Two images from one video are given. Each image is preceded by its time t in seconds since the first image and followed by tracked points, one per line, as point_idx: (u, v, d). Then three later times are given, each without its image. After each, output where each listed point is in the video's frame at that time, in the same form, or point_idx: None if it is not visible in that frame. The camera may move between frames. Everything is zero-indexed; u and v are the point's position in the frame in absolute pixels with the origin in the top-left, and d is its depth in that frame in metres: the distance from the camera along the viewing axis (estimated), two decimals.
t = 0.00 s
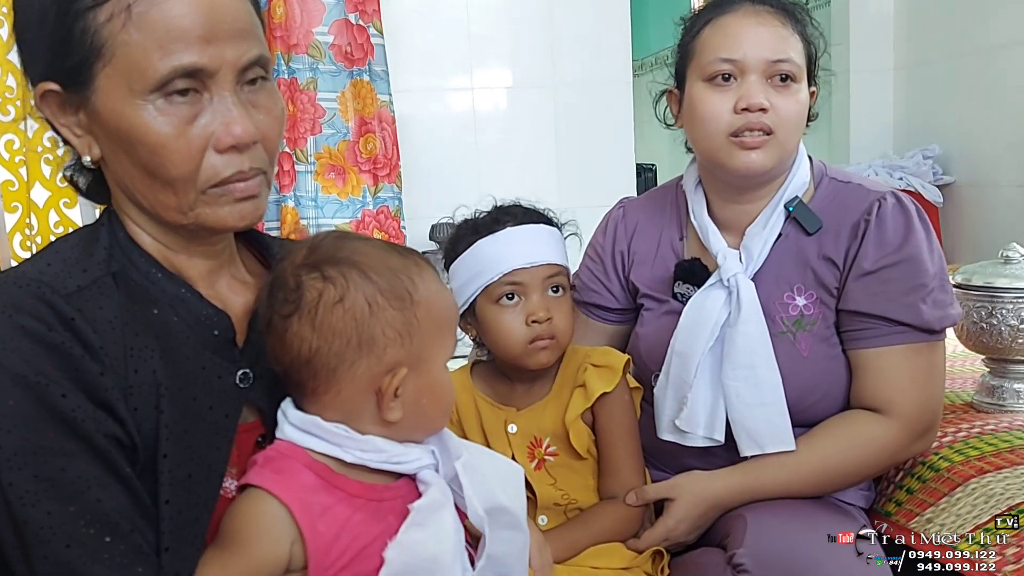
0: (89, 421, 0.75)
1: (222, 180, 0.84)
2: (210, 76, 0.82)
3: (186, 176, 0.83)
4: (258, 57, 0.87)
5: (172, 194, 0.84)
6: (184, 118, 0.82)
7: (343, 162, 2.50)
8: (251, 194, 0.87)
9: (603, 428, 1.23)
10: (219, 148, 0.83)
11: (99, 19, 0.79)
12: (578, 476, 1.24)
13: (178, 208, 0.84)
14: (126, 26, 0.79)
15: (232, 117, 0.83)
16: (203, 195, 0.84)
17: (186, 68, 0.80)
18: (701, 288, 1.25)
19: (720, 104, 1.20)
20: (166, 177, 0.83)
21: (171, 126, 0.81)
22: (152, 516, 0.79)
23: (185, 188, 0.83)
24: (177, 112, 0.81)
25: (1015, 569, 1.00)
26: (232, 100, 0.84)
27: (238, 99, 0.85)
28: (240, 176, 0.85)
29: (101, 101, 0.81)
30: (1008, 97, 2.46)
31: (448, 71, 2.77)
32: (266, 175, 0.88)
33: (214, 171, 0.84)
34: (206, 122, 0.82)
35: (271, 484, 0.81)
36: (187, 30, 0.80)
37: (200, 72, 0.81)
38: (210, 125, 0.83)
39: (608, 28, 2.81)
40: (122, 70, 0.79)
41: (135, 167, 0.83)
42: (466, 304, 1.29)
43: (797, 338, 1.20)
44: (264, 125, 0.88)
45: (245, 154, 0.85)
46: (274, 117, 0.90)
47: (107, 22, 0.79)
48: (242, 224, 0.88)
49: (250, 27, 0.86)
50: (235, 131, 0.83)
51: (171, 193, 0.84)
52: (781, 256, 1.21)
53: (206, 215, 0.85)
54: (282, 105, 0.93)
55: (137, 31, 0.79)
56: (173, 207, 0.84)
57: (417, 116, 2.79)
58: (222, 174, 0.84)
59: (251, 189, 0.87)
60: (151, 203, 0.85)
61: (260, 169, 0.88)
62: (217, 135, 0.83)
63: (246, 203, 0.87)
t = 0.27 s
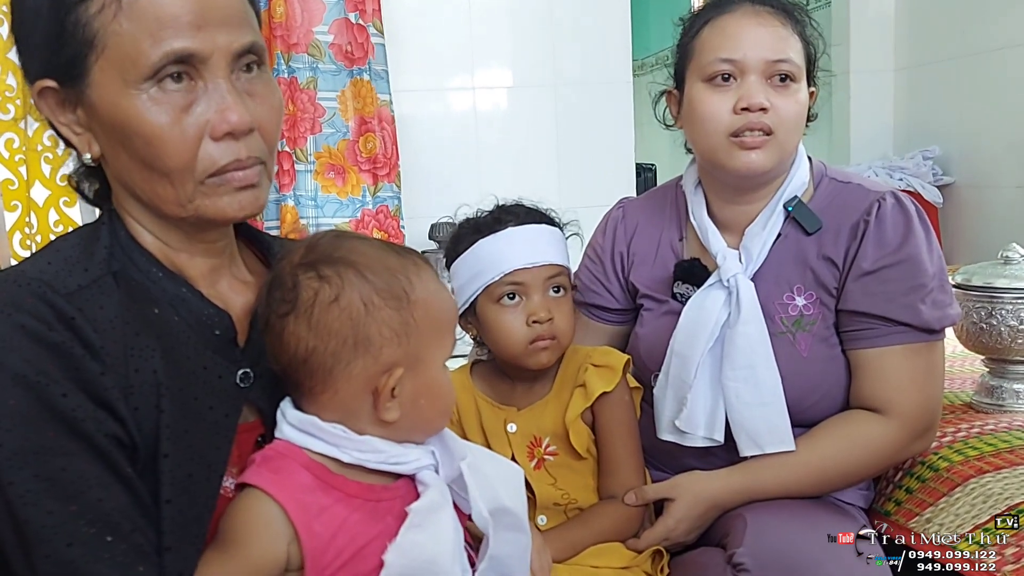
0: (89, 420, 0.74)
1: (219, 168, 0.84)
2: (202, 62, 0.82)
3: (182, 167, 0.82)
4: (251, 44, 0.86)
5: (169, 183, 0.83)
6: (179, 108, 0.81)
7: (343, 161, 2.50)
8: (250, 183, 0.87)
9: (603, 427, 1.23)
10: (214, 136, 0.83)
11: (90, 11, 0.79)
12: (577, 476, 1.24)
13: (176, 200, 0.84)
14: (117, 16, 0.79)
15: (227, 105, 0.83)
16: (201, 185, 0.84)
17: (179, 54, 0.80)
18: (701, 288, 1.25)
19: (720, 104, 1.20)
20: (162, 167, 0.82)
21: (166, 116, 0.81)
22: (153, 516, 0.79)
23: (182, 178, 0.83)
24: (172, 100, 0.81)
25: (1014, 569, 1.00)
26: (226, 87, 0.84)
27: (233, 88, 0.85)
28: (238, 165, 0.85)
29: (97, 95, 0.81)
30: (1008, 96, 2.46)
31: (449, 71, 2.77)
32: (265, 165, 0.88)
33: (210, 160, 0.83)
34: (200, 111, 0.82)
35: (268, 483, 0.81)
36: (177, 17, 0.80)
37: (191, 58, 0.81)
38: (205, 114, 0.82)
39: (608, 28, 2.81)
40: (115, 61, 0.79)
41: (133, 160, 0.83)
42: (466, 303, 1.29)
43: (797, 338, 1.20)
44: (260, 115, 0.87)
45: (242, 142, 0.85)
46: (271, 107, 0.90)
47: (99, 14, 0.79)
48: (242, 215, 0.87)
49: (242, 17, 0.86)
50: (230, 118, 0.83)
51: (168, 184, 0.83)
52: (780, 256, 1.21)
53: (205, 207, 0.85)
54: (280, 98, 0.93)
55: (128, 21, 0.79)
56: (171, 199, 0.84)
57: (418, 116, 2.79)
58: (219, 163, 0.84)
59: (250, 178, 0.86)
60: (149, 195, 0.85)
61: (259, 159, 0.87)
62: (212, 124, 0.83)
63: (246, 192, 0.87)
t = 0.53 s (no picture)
0: (88, 420, 0.75)
1: (214, 169, 0.84)
2: (198, 64, 0.82)
3: (177, 166, 0.83)
4: (248, 46, 0.87)
5: (164, 183, 0.84)
6: (174, 109, 0.82)
7: (340, 160, 2.50)
8: (244, 184, 0.87)
9: (600, 428, 1.23)
10: (209, 137, 0.83)
11: (87, 12, 0.79)
12: (575, 477, 1.24)
13: (172, 199, 0.84)
14: (113, 16, 0.79)
15: (222, 105, 0.83)
16: (197, 185, 0.84)
17: (176, 57, 0.80)
18: (700, 287, 1.25)
19: (720, 105, 1.20)
20: (158, 166, 0.83)
21: (162, 117, 0.81)
22: (151, 514, 0.79)
23: (178, 177, 0.83)
24: (167, 101, 0.82)
25: (1011, 570, 1.01)
26: (221, 87, 0.84)
27: (229, 90, 0.85)
28: (233, 166, 0.85)
29: (93, 95, 0.81)
30: (1006, 98, 2.46)
31: (447, 71, 2.77)
32: (259, 166, 0.88)
33: (205, 160, 0.84)
34: (196, 112, 0.82)
35: (263, 485, 0.81)
36: (172, 18, 0.80)
37: (187, 60, 0.81)
38: (200, 115, 0.83)
39: (607, 28, 2.81)
40: (111, 61, 0.80)
41: (129, 159, 0.83)
42: (463, 304, 1.30)
43: (795, 338, 1.20)
44: (255, 115, 0.87)
45: (236, 143, 0.85)
46: (267, 108, 0.90)
47: (95, 15, 0.79)
48: (237, 215, 0.88)
49: (239, 18, 0.86)
50: (225, 119, 0.83)
51: (163, 183, 0.84)
52: (779, 256, 1.22)
53: (201, 206, 0.85)
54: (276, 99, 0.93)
55: (124, 22, 0.79)
56: (166, 199, 0.84)
57: (416, 116, 2.79)
58: (214, 163, 0.84)
59: (244, 179, 0.87)
60: (144, 194, 0.85)
61: (253, 160, 0.87)
62: (206, 124, 0.83)
63: (241, 192, 0.87)
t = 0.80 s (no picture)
0: (79, 419, 0.74)
1: (205, 172, 0.84)
2: (189, 69, 0.82)
3: (168, 169, 0.83)
4: (240, 50, 0.86)
5: (155, 187, 0.83)
6: (164, 113, 0.82)
7: (338, 161, 2.49)
8: (235, 188, 0.87)
9: (596, 427, 1.23)
10: (200, 141, 0.83)
11: (77, 15, 0.79)
12: (571, 476, 1.24)
13: (162, 202, 0.84)
14: (104, 20, 0.79)
15: (213, 108, 0.83)
16: (187, 188, 0.84)
17: (167, 61, 0.80)
18: (697, 286, 1.25)
19: (720, 105, 1.20)
20: (148, 170, 0.82)
21: (153, 120, 0.81)
22: (144, 514, 0.79)
23: (168, 181, 0.83)
24: (157, 105, 0.81)
25: (1006, 569, 1.01)
26: (212, 90, 0.84)
27: (221, 93, 0.85)
28: (223, 169, 0.85)
29: (83, 98, 0.81)
30: (1002, 98, 2.46)
31: (444, 70, 2.77)
32: (251, 169, 0.88)
33: (196, 164, 0.83)
34: (186, 115, 0.82)
35: (254, 484, 0.81)
36: (163, 22, 0.80)
37: (178, 65, 0.81)
38: (191, 118, 0.82)
39: (604, 28, 2.81)
40: (101, 64, 0.80)
41: (119, 162, 0.83)
42: (459, 305, 1.30)
43: (792, 337, 1.20)
44: (247, 119, 0.87)
45: (227, 147, 0.85)
46: (259, 111, 0.89)
47: (85, 18, 0.79)
48: (228, 218, 0.88)
49: (230, 21, 0.86)
50: (216, 122, 0.83)
51: (154, 187, 0.83)
52: (777, 255, 1.22)
53: (191, 209, 0.85)
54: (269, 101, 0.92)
55: (114, 25, 0.79)
56: (157, 201, 0.84)
57: (413, 116, 2.79)
58: (205, 167, 0.84)
59: (235, 182, 0.87)
60: (135, 197, 0.85)
61: (244, 163, 0.87)
62: (197, 128, 0.83)
63: (232, 196, 0.87)
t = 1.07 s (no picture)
0: (82, 420, 0.75)
1: (208, 180, 0.84)
2: (196, 76, 0.82)
3: (172, 176, 0.83)
4: (247, 57, 0.87)
5: (158, 193, 0.84)
6: (170, 120, 0.82)
7: (338, 160, 2.49)
8: (238, 195, 0.87)
9: (597, 429, 1.23)
10: (205, 149, 0.83)
11: (84, 20, 0.79)
12: (570, 477, 1.25)
13: (165, 208, 0.85)
14: (111, 25, 0.79)
15: (218, 116, 0.83)
16: (191, 195, 0.85)
17: (175, 69, 0.81)
18: (697, 288, 1.26)
19: (717, 108, 1.20)
20: (152, 176, 0.83)
21: (158, 127, 0.81)
22: (148, 515, 0.80)
23: (172, 187, 0.84)
24: (163, 112, 0.82)
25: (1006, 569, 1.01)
26: (219, 98, 0.84)
27: (227, 101, 0.85)
28: (228, 177, 0.86)
29: (88, 102, 0.82)
30: (1001, 100, 2.47)
31: (444, 70, 2.77)
32: (255, 176, 0.89)
33: (200, 171, 0.84)
34: (191, 123, 0.83)
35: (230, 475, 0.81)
36: (171, 30, 0.80)
37: (186, 73, 0.81)
38: (196, 126, 0.83)
39: (605, 29, 2.82)
40: (106, 70, 0.80)
41: (121, 165, 0.83)
42: (460, 305, 1.30)
43: (791, 339, 1.21)
44: (252, 126, 0.88)
45: (232, 155, 0.85)
46: (264, 117, 0.90)
47: (92, 23, 0.79)
48: (231, 225, 0.88)
49: (240, 28, 0.86)
50: (221, 131, 0.83)
51: (157, 193, 0.84)
52: (777, 257, 1.22)
53: (194, 215, 0.86)
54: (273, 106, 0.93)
55: (122, 31, 0.79)
56: (160, 207, 0.85)
57: (413, 116, 2.79)
58: (209, 174, 0.84)
59: (239, 190, 0.87)
60: (138, 202, 0.86)
61: (249, 171, 0.88)
62: (203, 136, 0.83)
63: (236, 204, 0.87)
